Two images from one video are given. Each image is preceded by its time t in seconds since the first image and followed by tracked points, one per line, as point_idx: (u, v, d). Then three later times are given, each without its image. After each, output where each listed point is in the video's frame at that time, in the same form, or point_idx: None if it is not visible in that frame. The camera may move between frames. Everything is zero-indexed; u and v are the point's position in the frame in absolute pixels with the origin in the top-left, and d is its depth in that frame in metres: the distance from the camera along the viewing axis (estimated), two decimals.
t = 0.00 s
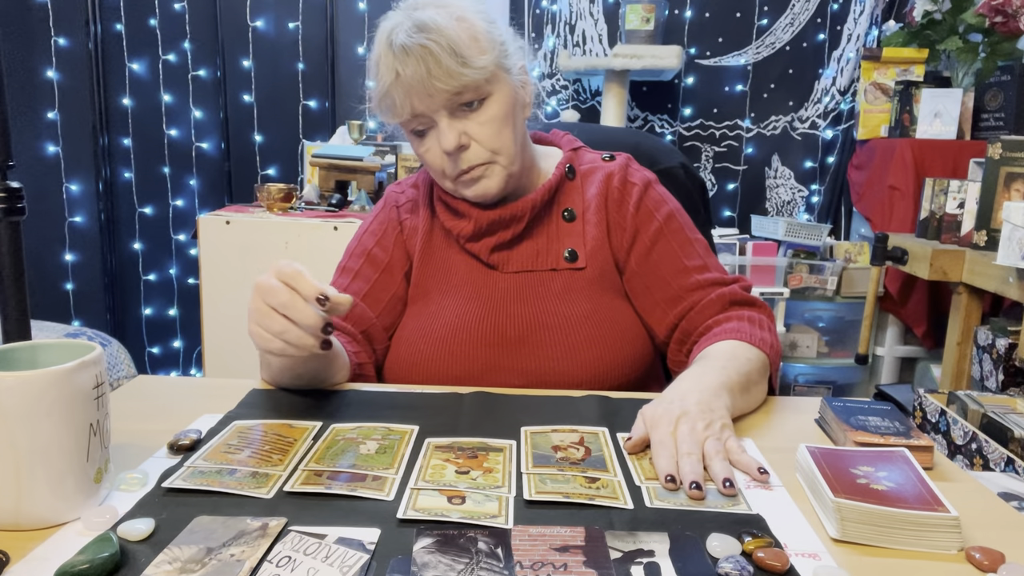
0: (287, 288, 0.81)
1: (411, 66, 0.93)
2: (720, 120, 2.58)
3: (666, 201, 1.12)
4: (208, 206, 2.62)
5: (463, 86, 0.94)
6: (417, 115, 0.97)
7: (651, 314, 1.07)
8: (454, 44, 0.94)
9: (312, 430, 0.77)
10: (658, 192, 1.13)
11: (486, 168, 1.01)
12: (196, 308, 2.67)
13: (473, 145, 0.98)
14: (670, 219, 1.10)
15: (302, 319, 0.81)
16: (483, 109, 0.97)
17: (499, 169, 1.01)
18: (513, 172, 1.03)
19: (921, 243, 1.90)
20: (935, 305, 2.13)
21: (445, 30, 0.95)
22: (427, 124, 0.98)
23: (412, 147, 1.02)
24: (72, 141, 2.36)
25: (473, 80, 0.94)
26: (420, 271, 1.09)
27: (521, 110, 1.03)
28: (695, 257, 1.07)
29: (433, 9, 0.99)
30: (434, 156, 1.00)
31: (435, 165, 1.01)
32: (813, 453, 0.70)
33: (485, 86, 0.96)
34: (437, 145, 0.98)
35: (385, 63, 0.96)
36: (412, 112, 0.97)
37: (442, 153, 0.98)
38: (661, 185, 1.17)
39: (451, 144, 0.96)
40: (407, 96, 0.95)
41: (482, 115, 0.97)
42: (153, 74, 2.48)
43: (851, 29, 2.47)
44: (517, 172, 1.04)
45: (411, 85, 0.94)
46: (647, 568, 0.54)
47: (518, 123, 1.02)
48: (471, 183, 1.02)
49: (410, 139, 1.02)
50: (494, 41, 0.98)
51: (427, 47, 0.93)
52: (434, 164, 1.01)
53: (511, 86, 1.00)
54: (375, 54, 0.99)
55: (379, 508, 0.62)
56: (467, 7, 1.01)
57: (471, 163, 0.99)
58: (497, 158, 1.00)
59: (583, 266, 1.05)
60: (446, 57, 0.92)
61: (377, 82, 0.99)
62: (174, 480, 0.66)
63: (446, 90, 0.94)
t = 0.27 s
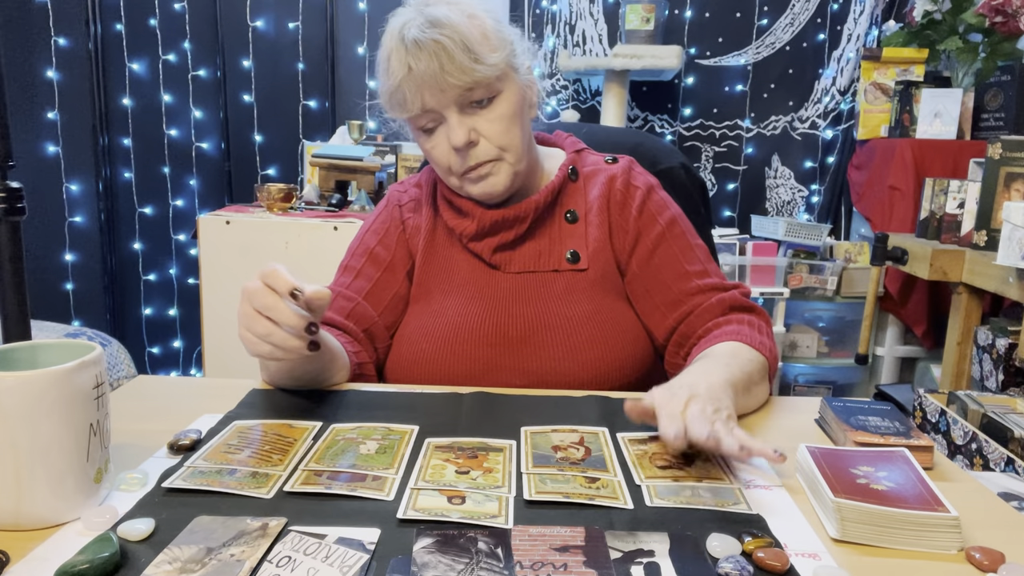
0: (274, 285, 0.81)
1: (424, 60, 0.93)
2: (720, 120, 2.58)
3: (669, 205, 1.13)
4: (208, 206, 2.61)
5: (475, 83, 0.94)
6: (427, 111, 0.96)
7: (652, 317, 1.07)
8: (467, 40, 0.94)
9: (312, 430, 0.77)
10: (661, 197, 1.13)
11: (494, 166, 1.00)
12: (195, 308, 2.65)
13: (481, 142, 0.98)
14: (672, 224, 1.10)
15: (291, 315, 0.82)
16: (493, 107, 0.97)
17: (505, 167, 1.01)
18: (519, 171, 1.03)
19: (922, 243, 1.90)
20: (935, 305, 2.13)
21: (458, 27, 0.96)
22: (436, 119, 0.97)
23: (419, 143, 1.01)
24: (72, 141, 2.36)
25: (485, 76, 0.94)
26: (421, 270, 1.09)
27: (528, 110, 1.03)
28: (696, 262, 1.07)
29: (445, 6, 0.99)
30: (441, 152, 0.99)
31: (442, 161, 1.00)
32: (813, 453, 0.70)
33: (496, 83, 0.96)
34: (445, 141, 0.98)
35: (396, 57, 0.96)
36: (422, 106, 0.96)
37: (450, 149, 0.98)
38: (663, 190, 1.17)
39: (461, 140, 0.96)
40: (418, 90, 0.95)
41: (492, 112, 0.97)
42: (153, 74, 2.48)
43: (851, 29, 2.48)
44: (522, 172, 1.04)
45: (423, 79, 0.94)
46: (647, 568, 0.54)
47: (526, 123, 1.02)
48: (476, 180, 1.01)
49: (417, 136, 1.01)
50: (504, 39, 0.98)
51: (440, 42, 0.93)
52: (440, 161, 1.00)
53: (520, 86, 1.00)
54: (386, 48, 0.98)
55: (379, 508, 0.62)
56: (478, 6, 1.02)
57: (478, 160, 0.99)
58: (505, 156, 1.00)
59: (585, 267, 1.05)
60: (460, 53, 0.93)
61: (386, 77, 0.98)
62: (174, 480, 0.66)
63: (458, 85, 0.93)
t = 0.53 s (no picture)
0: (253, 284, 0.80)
1: (419, 64, 0.93)
2: (720, 120, 2.58)
3: (670, 209, 1.13)
4: (208, 205, 2.63)
5: (471, 86, 0.94)
6: (424, 114, 0.97)
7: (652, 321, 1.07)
8: (462, 43, 0.94)
9: (312, 430, 0.77)
10: (663, 202, 1.13)
11: (492, 168, 1.00)
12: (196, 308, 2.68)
13: (479, 145, 0.98)
14: (674, 230, 1.10)
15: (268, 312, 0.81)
16: (490, 110, 0.97)
17: (503, 169, 1.01)
18: (517, 173, 1.03)
19: (922, 243, 1.90)
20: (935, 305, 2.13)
21: (453, 30, 0.95)
22: (433, 123, 0.97)
23: (418, 146, 1.01)
24: (73, 141, 2.35)
25: (481, 80, 0.94)
26: (422, 270, 1.09)
27: (526, 111, 1.03)
28: (697, 269, 1.08)
29: (441, 9, 0.99)
30: (439, 155, 0.99)
31: (440, 163, 1.00)
32: (813, 454, 0.70)
33: (492, 86, 0.96)
34: (443, 144, 0.98)
35: (392, 61, 0.96)
36: (418, 110, 0.96)
37: (448, 152, 0.98)
38: (665, 195, 1.17)
39: (458, 143, 0.96)
40: (415, 94, 0.95)
41: (489, 114, 0.97)
42: (153, 74, 2.48)
43: (851, 29, 2.48)
44: (521, 174, 1.04)
45: (419, 83, 0.94)
46: (647, 568, 0.54)
47: (524, 125, 1.02)
48: (474, 183, 1.01)
49: (415, 139, 1.01)
50: (501, 41, 0.98)
51: (436, 46, 0.93)
52: (438, 163, 1.00)
53: (518, 87, 1.00)
54: (382, 53, 0.99)
55: (379, 508, 0.62)
56: (474, 8, 1.02)
57: (476, 163, 0.99)
58: (503, 158, 1.00)
59: (586, 270, 1.05)
60: (454, 56, 0.93)
61: (384, 81, 0.98)
62: (174, 480, 0.66)
63: (454, 88, 0.93)
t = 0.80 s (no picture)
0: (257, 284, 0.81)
1: (416, 67, 0.93)
2: (720, 120, 2.58)
3: (670, 210, 1.13)
4: (208, 205, 2.63)
5: (469, 89, 0.94)
6: (422, 117, 0.96)
7: (652, 322, 1.07)
8: (459, 46, 0.94)
9: (312, 430, 0.77)
10: (662, 203, 1.13)
11: (490, 170, 1.00)
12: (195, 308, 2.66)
13: (477, 147, 0.98)
14: (674, 231, 1.10)
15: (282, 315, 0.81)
16: (488, 112, 0.97)
17: (501, 171, 1.01)
18: (515, 175, 1.03)
19: (922, 243, 1.90)
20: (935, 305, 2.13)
21: (450, 32, 0.95)
22: (432, 125, 0.97)
23: (416, 149, 1.01)
24: (73, 142, 2.36)
25: (479, 83, 0.94)
26: (421, 271, 1.09)
27: (525, 113, 1.03)
28: (696, 270, 1.07)
29: (438, 11, 0.99)
30: (437, 157, 0.99)
31: (438, 166, 1.00)
32: (813, 453, 0.70)
33: (490, 88, 0.96)
34: (441, 146, 0.98)
35: (390, 64, 0.96)
36: (416, 113, 0.96)
37: (446, 154, 0.98)
38: (665, 195, 1.17)
39: (456, 145, 0.96)
40: (412, 96, 0.95)
41: (487, 117, 0.97)
42: (153, 74, 2.48)
43: (851, 29, 2.48)
44: (519, 175, 1.04)
45: (416, 85, 0.94)
46: (647, 568, 0.54)
47: (522, 127, 1.02)
48: (473, 184, 1.01)
49: (413, 141, 1.01)
50: (499, 43, 0.98)
51: (433, 48, 0.93)
52: (437, 165, 1.00)
53: (516, 89, 1.00)
54: (380, 56, 0.99)
55: (379, 508, 0.62)
56: (472, 9, 1.02)
57: (474, 165, 0.99)
58: (501, 159, 1.00)
59: (585, 271, 1.05)
60: (452, 59, 0.92)
61: (381, 84, 0.98)
62: (174, 480, 0.66)
63: (451, 91, 0.93)
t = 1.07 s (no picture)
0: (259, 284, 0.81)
1: (414, 69, 0.93)
2: (720, 120, 2.58)
3: (670, 210, 1.13)
4: (208, 205, 2.64)
5: (467, 90, 0.94)
6: (421, 118, 0.96)
7: (651, 322, 1.07)
8: (457, 47, 0.94)
9: (312, 430, 0.77)
10: (662, 203, 1.13)
11: (490, 172, 1.00)
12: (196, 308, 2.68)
13: (476, 148, 0.98)
14: (674, 231, 1.10)
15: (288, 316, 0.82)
16: (487, 114, 0.97)
17: (501, 172, 1.01)
18: (514, 176, 1.02)
19: (922, 243, 1.89)
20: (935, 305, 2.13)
21: (448, 34, 0.95)
22: (431, 127, 0.97)
23: (415, 150, 1.01)
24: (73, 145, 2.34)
25: (477, 84, 0.94)
26: (420, 272, 1.09)
27: (524, 114, 1.03)
28: (696, 270, 1.07)
29: (437, 13, 0.99)
30: (436, 158, 0.99)
31: (437, 167, 1.00)
32: (813, 454, 0.70)
33: (488, 90, 0.96)
34: (439, 148, 0.98)
35: (388, 66, 0.96)
36: (415, 114, 0.96)
37: (444, 155, 0.98)
38: (664, 195, 1.17)
39: (455, 147, 0.96)
40: (410, 98, 0.95)
41: (485, 118, 0.97)
42: (153, 74, 2.48)
43: (851, 29, 2.48)
44: (519, 176, 1.04)
45: (415, 87, 0.94)
46: (647, 568, 0.54)
47: (521, 128, 1.02)
48: (472, 185, 1.01)
49: (412, 142, 1.01)
50: (497, 44, 0.98)
51: (431, 50, 0.93)
52: (435, 167, 1.00)
53: (515, 90, 1.00)
54: (378, 58, 0.99)
55: (379, 508, 0.62)
56: (471, 10, 1.02)
57: (473, 167, 0.99)
58: (500, 160, 1.00)
59: (585, 272, 1.05)
60: (450, 60, 0.92)
61: (380, 86, 0.98)
62: (174, 480, 0.66)
63: (450, 93, 0.93)
